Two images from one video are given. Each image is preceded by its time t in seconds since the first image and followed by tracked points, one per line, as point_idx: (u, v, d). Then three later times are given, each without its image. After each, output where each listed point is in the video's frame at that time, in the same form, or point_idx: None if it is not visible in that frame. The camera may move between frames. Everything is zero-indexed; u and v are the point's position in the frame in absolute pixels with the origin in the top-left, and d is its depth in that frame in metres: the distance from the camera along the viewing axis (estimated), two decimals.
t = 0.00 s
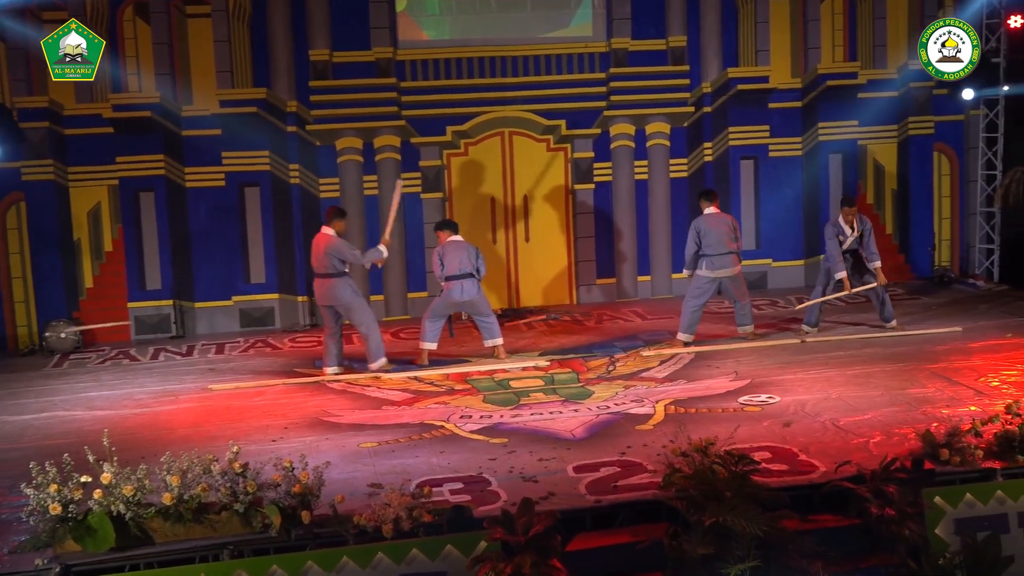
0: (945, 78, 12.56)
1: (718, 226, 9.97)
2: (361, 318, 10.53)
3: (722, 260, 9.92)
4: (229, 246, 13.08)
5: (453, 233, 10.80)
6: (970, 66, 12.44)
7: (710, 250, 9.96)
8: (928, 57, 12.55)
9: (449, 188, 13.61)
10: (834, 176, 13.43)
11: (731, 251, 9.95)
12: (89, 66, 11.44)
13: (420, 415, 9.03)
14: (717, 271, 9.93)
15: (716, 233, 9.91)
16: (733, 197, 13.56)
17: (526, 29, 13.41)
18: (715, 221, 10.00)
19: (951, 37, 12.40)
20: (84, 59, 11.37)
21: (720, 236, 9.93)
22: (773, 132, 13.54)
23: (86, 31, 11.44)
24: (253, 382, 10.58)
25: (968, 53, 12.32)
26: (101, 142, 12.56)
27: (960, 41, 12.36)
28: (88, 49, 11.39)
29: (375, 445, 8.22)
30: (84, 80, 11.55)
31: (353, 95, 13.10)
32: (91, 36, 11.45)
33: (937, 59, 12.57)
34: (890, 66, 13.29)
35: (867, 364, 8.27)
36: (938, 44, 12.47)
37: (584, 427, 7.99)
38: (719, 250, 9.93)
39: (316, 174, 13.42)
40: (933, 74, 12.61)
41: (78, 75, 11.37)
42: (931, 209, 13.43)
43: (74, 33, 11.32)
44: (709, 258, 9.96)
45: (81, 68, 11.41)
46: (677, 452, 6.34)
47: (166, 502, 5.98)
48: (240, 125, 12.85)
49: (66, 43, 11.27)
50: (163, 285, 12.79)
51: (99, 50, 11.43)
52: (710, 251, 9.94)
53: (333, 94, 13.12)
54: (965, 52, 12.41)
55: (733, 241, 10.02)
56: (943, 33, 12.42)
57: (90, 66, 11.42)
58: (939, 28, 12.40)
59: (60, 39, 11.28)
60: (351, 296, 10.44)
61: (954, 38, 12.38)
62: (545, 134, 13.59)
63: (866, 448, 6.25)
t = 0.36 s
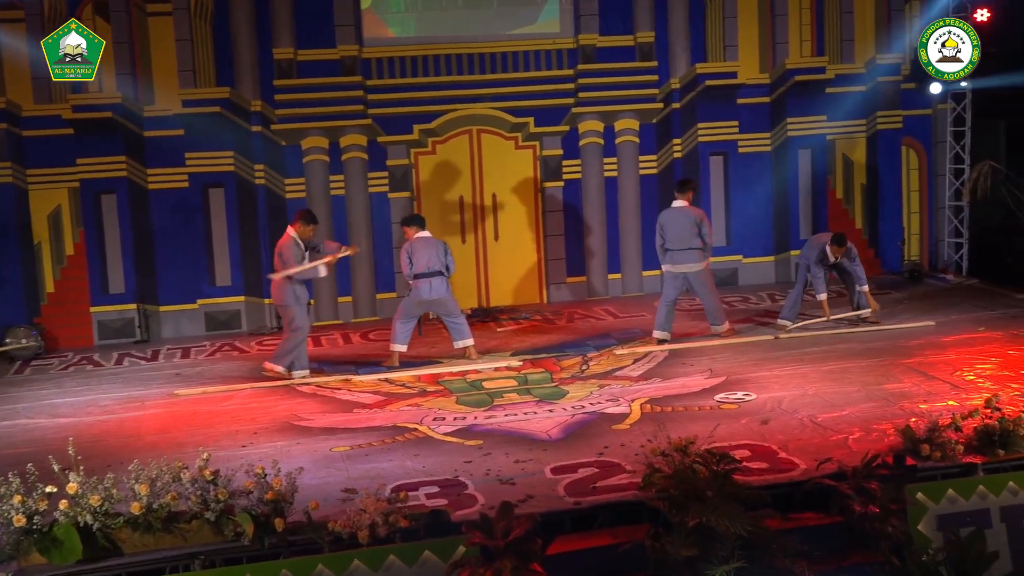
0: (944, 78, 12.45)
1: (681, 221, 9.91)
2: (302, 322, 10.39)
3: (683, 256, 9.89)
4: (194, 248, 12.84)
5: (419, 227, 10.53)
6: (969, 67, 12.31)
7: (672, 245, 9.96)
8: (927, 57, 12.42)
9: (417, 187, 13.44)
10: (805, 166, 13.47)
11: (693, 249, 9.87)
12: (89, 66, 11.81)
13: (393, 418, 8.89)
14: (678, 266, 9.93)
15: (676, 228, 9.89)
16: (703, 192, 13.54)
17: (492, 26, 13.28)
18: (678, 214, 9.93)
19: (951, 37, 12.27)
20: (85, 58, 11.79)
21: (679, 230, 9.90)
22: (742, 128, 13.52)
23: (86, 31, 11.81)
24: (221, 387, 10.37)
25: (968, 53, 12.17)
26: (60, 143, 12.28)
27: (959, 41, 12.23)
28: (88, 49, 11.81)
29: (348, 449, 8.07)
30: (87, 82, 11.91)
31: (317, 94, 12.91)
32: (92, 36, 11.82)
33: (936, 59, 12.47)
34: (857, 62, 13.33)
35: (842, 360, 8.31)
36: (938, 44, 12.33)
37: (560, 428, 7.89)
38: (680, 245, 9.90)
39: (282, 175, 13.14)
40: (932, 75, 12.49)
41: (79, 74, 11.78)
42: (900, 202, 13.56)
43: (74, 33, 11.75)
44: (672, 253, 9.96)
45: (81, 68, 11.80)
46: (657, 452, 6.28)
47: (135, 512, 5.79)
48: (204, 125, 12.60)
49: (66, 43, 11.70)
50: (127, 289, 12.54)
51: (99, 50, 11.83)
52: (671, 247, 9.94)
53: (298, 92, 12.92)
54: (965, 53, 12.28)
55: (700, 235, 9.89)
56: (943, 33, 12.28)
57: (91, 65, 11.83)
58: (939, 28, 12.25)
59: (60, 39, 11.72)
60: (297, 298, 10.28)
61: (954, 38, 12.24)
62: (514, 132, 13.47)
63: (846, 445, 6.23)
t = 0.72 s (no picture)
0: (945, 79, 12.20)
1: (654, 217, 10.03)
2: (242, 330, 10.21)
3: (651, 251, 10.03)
4: (159, 250, 12.59)
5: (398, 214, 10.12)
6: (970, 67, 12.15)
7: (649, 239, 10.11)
8: (927, 57, 12.24)
9: (385, 185, 13.24)
10: (774, 162, 13.53)
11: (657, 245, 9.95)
12: (89, 65, 11.88)
13: (367, 420, 8.76)
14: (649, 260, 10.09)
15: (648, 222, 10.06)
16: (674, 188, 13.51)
17: (460, 22, 13.10)
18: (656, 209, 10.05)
19: (951, 37, 12.10)
20: (84, 58, 11.87)
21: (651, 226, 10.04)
22: (712, 124, 13.49)
23: (86, 31, 11.89)
24: (189, 391, 10.17)
25: (969, 53, 12.04)
26: (19, 144, 12.00)
27: (960, 41, 12.07)
28: (88, 49, 11.90)
29: (322, 453, 7.93)
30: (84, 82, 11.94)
31: (284, 91, 12.72)
32: (91, 36, 11.92)
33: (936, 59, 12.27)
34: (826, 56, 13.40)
35: (818, 355, 8.34)
36: (938, 44, 12.17)
37: (537, 428, 7.80)
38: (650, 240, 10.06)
39: (247, 174, 12.92)
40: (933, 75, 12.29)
41: (79, 75, 11.83)
42: (870, 195, 13.67)
43: (74, 33, 11.80)
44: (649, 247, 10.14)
45: (81, 68, 11.85)
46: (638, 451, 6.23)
47: (104, 521, 5.65)
48: (168, 124, 12.37)
49: (65, 42, 11.75)
50: (92, 293, 12.28)
51: (99, 50, 11.93)
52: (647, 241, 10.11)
53: (263, 91, 12.71)
54: (964, 53, 12.14)
55: (661, 233, 9.92)
56: (943, 34, 12.10)
57: (91, 66, 11.89)
58: (939, 28, 12.07)
59: (59, 39, 11.78)
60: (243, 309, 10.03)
61: (954, 38, 12.09)
62: (483, 129, 13.34)
63: (827, 441, 6.23)
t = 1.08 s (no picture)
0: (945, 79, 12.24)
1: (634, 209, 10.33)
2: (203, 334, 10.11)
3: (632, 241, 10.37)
4: (123, 251, 12.34)
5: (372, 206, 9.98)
6: (968, 67, 12.27)
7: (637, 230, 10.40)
8: (927, 57, 12.26)
9: (353, 184, 13.07)
10: (744, 162, 13.49)
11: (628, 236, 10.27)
12: (89, 66, 11.81)
13: (340, 423, 8.62)
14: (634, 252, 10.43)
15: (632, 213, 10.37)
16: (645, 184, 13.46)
17: (428, 19, 12.92)
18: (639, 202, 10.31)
19: (951, 37, 12.20)
20: (84, 58, 11.79)
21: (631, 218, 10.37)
22: (681, 119, 13.49)
23: (86, 31, 11.81)
24: (156, 395, 9.96)
25: (969, 53, 12.15)
26: None
27: (960, 41, 12.21)
28: (88, 49, 11.82)
29: (295, 456, 7.79)
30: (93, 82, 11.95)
31: (250, 89, 12.51)
32: (90, 36, 11.84)
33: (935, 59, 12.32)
34: (794, 49, 13.41)
35: (793, 351, 8.36)
36: (937, 44, 12.21)
37: (514, 428, 7.71)
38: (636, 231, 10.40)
39: (212, 173, 12.63)
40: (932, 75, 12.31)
41: (79, 75, 11.75)
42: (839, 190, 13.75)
43: (73, 33, 11.73)
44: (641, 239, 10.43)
45: (81, 68, 11.77)
46: (620, 451, 6.14)
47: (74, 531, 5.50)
48: (131, 122, 12.14)
49: (65, 43, 11.66)
50: (54, 296, 12.05)
51: (99, 50, 11.85)
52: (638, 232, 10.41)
53: (229, 90, 12.49)
54: (964, 53, 12.26)
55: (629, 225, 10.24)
56: (943, 33, 12.19)
57: (90, 66, 11.83)
58: (940, 27, 12.15)
59: (60, 39, 11.67)
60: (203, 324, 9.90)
61: (953, 38, 12.20)
62: (451, 126, 13.19)
63: (808, 438, 6.22)
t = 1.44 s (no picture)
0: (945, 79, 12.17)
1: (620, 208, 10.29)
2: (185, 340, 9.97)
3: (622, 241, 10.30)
4: (103, 252, 12.16)
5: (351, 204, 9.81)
6: (968, 67, 12.17)
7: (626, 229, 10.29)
8: (927, 57, 12.16)
9: (335, 183, 12.93)
10: (729, 155, 13.47)
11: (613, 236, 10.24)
12: (89, 66, 11.75)
13: (328, 425, 8.52)
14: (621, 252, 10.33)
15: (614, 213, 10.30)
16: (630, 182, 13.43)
17: (411, 15, 12.78)
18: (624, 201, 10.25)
19: (951, 37, 12.10)
20: (84, 58, 11.73)
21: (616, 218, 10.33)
22: (666, 116, 13.47)
23: (86, 31, 11.76)
24: (139, 399, 9.81)
25: (968, 53, 12.06)
26: None
27: (960, 41, 12.10)
28: (88, 49, 11.76)
29: (284, 461, 7.68)
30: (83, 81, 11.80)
31: (232, 86, 12.35)
32: (91, 36, 11.78)
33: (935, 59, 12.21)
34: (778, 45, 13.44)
35: (785, 349, 8.34)
36: (938, 44, 12.11)
37: (506, 430, 7.64)
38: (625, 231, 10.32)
39: (194, 173, 12.50)
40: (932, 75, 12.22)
41: (79, 75, 11.69)
42: (825, 187, 13.77)
43: (74, 33, 11.68)
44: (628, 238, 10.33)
45: (81, 68, 11.72)
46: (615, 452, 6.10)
47: (60, 540, 5.38)
48: (109, 121, 11.91)
49: (65, 43, 11.63)
50: (32, 297, 11.91)
51: (99, 50, 11.81)
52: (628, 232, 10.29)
53: (210, 87, 12.32)
54: (964, 53, 12.16)
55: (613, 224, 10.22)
56: (943, 34, 12.08)
57: (90, 66, 11.77)
58: (939, 27, 12.04)
59: (60, 40, 11.64)
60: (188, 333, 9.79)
61: (953, 38, 12.09)
62: (435, 124, 13.09)
63: (804, 438, 6.20)
